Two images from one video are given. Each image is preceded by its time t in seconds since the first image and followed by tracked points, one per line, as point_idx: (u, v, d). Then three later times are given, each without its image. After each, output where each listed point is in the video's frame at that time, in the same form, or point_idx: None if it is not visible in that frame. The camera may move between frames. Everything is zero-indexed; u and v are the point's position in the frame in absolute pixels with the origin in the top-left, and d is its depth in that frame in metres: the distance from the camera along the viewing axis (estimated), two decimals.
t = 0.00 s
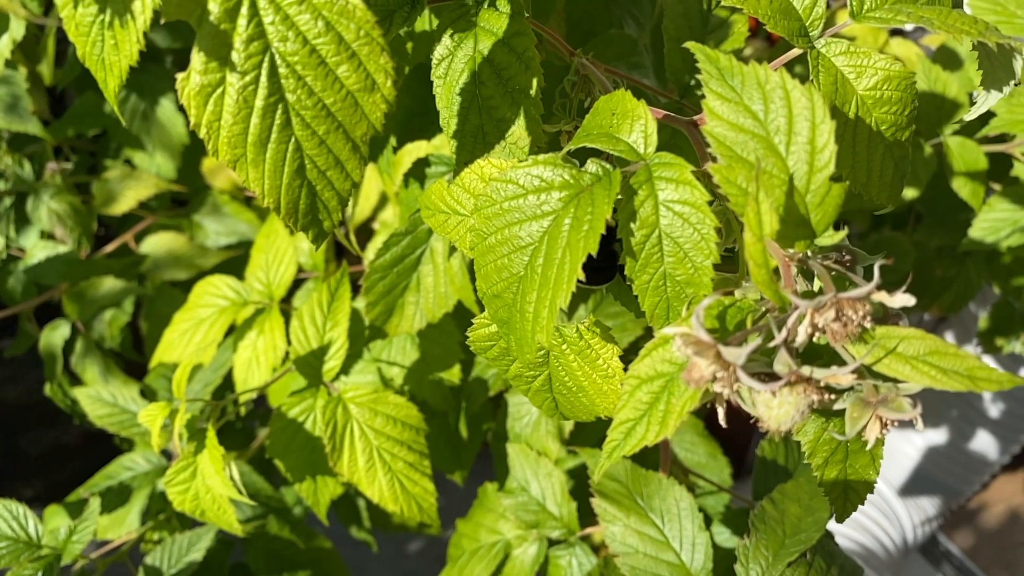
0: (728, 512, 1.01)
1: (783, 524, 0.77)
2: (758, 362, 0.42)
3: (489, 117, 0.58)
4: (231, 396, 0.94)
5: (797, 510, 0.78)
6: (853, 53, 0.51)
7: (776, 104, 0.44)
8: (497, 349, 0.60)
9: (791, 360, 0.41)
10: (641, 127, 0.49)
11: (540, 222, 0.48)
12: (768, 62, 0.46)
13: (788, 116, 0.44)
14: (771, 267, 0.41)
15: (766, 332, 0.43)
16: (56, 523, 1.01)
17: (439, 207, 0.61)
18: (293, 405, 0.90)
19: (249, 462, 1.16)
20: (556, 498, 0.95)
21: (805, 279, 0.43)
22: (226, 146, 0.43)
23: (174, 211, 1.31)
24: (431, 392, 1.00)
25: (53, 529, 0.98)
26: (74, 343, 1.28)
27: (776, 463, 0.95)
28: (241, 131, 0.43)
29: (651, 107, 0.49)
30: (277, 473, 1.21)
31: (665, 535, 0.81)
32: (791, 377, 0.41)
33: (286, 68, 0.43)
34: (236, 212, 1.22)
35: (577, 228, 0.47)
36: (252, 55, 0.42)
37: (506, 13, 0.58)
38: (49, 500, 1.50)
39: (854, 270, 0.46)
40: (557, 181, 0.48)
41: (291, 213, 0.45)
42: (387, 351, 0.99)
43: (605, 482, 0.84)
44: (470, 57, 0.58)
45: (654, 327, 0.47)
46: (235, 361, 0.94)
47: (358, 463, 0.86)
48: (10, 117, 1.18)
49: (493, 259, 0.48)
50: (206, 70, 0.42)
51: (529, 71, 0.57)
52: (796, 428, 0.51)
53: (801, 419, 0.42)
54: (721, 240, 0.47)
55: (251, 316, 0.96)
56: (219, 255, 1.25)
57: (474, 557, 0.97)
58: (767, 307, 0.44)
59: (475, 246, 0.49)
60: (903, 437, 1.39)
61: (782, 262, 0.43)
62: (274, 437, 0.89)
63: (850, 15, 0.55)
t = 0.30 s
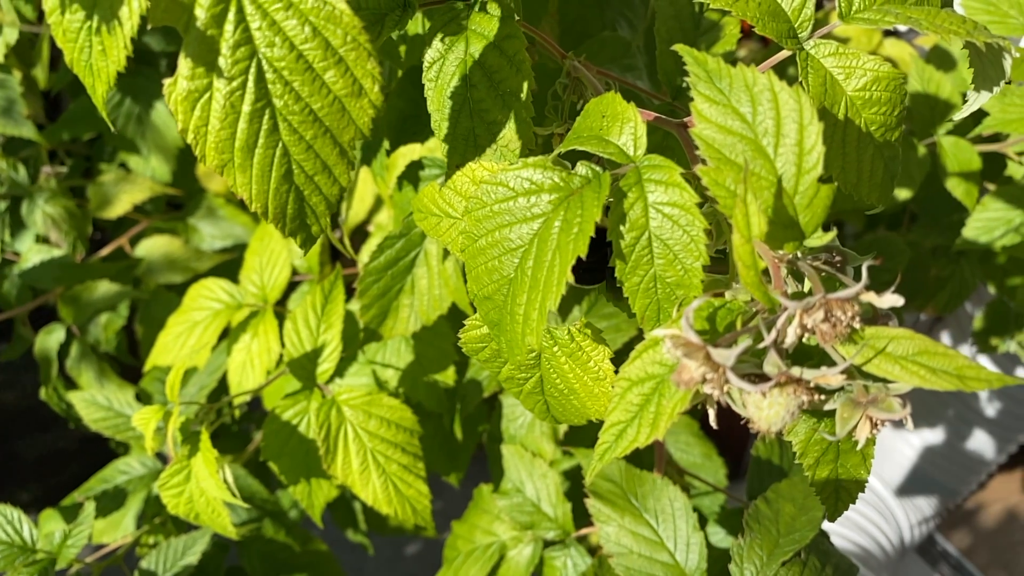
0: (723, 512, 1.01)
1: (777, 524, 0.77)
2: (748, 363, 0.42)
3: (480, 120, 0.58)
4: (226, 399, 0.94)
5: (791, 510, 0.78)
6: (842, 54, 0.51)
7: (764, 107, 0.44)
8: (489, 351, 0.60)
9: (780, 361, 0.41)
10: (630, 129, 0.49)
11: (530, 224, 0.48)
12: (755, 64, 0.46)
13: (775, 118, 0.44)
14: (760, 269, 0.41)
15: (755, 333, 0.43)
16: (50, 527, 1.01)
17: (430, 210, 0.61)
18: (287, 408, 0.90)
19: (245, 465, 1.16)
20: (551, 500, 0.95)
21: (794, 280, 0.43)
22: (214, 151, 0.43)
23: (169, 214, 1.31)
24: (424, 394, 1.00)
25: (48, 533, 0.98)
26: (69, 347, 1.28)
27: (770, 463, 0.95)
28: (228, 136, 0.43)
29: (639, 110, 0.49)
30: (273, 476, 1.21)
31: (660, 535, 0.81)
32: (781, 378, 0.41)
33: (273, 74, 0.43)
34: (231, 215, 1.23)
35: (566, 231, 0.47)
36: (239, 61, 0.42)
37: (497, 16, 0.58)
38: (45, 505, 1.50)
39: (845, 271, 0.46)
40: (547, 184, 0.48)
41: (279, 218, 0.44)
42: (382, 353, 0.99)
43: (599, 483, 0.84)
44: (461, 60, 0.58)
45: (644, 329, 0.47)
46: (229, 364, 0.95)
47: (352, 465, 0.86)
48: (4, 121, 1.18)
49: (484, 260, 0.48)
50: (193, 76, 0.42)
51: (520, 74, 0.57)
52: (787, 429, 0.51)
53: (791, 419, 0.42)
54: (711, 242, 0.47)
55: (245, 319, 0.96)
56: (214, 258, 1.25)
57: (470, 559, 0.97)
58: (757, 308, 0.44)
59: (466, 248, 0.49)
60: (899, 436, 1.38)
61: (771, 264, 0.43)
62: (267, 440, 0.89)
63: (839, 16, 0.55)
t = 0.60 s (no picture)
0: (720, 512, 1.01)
1: (773, 522, 0.77)
2: (740, 362, 0.42)
3: (473, 120, 0.58)
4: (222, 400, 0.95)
5: (787, 508, 0.78)
6: (833, 53, 0.52)
7: (754, 106, 0.45)
8: (484, 351, 0.60)
9: (773, 359, 0.41)
10: (622, 129, 0.49)
11: (523, 225, 0.48)
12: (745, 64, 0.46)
13: (766, 117, 0.45)
14: (751, 267, 0.41)
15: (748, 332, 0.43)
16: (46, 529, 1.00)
17: (424, 210, 0.61)
18: (281, 408, 0.90)
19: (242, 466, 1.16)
20: (547, 499, 0.95)
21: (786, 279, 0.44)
22: (204, 153, 0.43)
23: (165, 215, 1.31)
24: (420, 395, 1.00)
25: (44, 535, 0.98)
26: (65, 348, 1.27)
27: (767, 462, 0.95)
28: (218, 138, 0.43)
29: (631, 110, 0.49)
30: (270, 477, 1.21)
31: (655, 534, 0.81)
32: (773, 376, 0.41)
33: (262, 75, 0.43)
34: (226, 216, 1.23)
35: (559, 231, 0.47)
36: (228, 62, 0.42)
37: (489, 17, 0.58)
38: (43, 507, 1.50)
39: (837, 270, 0.47)
40: (540, 184, 0.48)
41: (270, 220, 0.45)
42: (377, 354, 0.98)
43: (594, 482, 0.84)
44: (454, 60, 0.58)
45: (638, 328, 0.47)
46: (224, 365, 0.95)
47: (347, 466, 0.86)
48: None
49: (477, 261, 0.48)
50: (183, 78, 0.42)
51: (513, 75, 0.58)
52: (782, 427, 0.51)
53: (784, 418, 0.42)
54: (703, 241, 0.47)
55: (240, 320, 0.96)
56: (210, 259, 1.25)
57: (466, 559, 0.97)
58: (749, 307, 0.44)
59: (459, 250, 0.49)
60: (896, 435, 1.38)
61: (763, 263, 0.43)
62: (263, 440, 0.89)
63: (831, 15, 0.55)
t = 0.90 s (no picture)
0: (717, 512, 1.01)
1: (769, 521, 0.77)
2: (734, 359, 0.42)
3: (468, 120, 0.58)
4: (217, 401, 0.95)
5: (783, 507, 0.78)
6: (827, 52, 0.52)
7: (748, 104, 0.45)
8: (480, 351, 0.60)
9: (767, 357, 0.41)
10: (616, 128, 0.49)
11: (518, 224, 0.48)
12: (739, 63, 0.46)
13: (760, 116, 0.45)
14: (745, 265, 0.41)
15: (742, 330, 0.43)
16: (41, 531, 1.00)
17: (418, 211, 0.61)
18: (277, 409, 0.90)
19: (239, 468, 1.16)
20: (543, 499, 0.95)
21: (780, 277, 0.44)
22: (197, 153, 0.43)
23: (161, 217, 1.31)
24: (416, 395, 1.00)
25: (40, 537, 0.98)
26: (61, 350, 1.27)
27: (763, 461, 0.95)
28: (211, 138, 0.43)
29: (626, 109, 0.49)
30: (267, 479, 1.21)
31: (652, 534, 0.81)
32: (767, 374, 0.41)
33: (256, 76, 0.43)
34: (223, 218, 1.23)
35: (554, 229, 0.47)
36: (222, 63, 0.42)
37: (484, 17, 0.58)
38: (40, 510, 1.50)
39: (831, 268, 0.47)
40: (534, 183, 0.48)
41: (264, 220, 0.45)
42: (373, 355, 0.98)
43: (590, 481, 0.84)
44: (449, 60, 0.58)
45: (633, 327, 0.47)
46: (220, 366, 0.95)
47: (343, 467, 0.86)
48: None
49: (473, 261, 0.48)
50: (175, 78, 0.42)
51: (507, 75, 0.58)
52: (777, 426, 0.51)
53: (778, 416, 0.42)
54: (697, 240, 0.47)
55: (236, 321, 0.96)
56: (206, 261, 1.25)
57: (463, 560, 0.97)
58: (743, 305, 0.45)
59: (455, 249, 0.49)
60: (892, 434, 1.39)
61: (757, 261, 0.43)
62: (258, 440, 0.88)
63: (824, 14, 0.55)
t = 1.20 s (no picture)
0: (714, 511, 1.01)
1: (766, 520, 0.77)
2: (730, 357, 0.42)
3: (465, 119, 0.58)
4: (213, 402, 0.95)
5: (780, 506, 0.77)
6: (822, 51, 0.52)
7: (743, 103, 0.45)
8: (476, 350, 0.60)
9: (762, 355, 0.41)
10: (612, 128, 0.49)
11: (513, 223, 0.48)
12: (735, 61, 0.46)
13: (755, 114, 0.45)
14: (740, 263, 0.42)
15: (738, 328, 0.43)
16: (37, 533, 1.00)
17: (416, 210, 0.61)
18: (273, 410, 0.89)
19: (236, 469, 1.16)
20: (540, 499, 0.95)
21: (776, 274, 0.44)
22: (194, 153, 0.43)
23: (158, 218, 1.31)
24: (413, 395, 1.00)
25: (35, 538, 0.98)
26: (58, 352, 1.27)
27: (760, 460, 0.95)
28: (208, 137, 0.43)
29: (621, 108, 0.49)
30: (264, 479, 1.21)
31: (648, 533, 0.81)
32: (763, 372, 0.41)
33: (252, 75, 0.43)
34: (219, 219, 1.23)
35: (549, 228, 0.47)
36: (218, 62, 0.42)
37: (479, 16, 0.58)
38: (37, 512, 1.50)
39: (826, 267, 0.47)
40: (530, 182, 0.49)
41: (261, 219, 0.45)
42: (370, 355, 0.98)
43: (587, 481, 0.84)
44: (445, 60, 0.58)
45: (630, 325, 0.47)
46: (216, 366, 0.95)
47: (339, 467, 0.86)
48: None
49: (468, 259, 0.48)
50: (172, 78, 0.42)
51: (504, 74, 0.58)
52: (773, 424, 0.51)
53: (774, 413, 0.42)
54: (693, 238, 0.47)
55: (232, 321, 0.96)
56: (203, 261, 1.25)
57: (459, 560, 0.97)
58: (739, 303, 0.45)
59: (450, 247, 0.49)
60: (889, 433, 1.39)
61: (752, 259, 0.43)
62: (253, 440, 0.87)
63: (819, 14, 0.55)
